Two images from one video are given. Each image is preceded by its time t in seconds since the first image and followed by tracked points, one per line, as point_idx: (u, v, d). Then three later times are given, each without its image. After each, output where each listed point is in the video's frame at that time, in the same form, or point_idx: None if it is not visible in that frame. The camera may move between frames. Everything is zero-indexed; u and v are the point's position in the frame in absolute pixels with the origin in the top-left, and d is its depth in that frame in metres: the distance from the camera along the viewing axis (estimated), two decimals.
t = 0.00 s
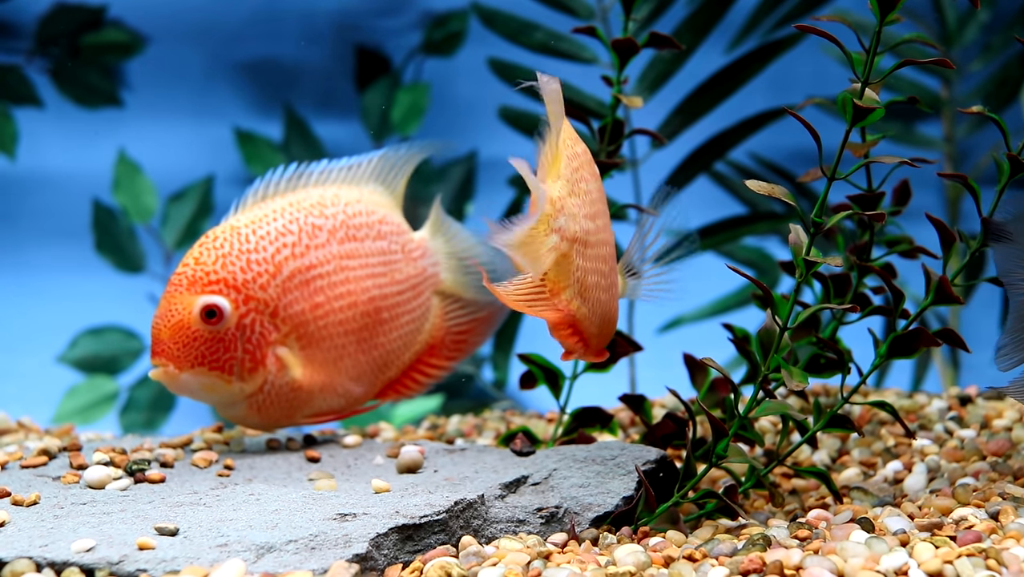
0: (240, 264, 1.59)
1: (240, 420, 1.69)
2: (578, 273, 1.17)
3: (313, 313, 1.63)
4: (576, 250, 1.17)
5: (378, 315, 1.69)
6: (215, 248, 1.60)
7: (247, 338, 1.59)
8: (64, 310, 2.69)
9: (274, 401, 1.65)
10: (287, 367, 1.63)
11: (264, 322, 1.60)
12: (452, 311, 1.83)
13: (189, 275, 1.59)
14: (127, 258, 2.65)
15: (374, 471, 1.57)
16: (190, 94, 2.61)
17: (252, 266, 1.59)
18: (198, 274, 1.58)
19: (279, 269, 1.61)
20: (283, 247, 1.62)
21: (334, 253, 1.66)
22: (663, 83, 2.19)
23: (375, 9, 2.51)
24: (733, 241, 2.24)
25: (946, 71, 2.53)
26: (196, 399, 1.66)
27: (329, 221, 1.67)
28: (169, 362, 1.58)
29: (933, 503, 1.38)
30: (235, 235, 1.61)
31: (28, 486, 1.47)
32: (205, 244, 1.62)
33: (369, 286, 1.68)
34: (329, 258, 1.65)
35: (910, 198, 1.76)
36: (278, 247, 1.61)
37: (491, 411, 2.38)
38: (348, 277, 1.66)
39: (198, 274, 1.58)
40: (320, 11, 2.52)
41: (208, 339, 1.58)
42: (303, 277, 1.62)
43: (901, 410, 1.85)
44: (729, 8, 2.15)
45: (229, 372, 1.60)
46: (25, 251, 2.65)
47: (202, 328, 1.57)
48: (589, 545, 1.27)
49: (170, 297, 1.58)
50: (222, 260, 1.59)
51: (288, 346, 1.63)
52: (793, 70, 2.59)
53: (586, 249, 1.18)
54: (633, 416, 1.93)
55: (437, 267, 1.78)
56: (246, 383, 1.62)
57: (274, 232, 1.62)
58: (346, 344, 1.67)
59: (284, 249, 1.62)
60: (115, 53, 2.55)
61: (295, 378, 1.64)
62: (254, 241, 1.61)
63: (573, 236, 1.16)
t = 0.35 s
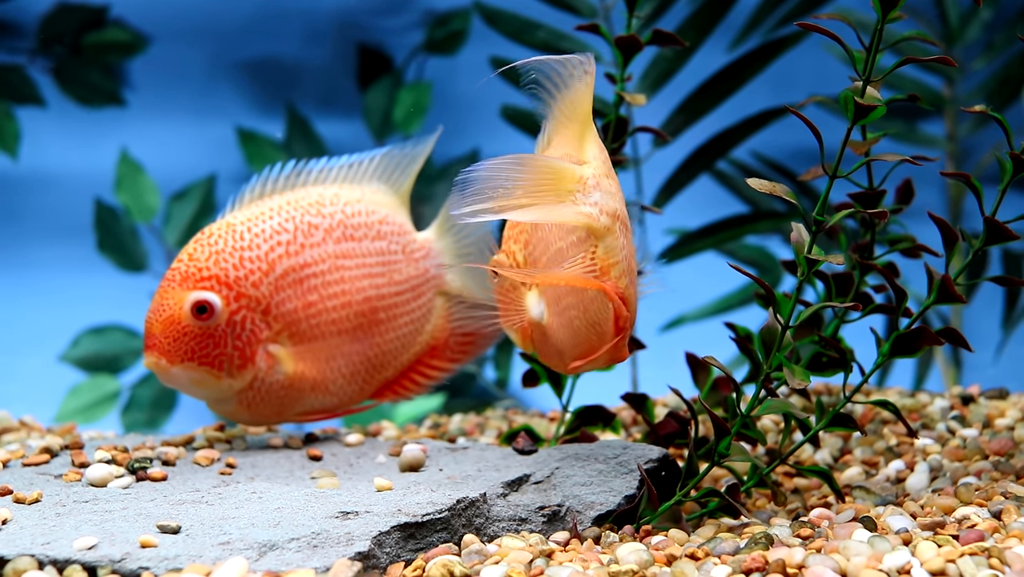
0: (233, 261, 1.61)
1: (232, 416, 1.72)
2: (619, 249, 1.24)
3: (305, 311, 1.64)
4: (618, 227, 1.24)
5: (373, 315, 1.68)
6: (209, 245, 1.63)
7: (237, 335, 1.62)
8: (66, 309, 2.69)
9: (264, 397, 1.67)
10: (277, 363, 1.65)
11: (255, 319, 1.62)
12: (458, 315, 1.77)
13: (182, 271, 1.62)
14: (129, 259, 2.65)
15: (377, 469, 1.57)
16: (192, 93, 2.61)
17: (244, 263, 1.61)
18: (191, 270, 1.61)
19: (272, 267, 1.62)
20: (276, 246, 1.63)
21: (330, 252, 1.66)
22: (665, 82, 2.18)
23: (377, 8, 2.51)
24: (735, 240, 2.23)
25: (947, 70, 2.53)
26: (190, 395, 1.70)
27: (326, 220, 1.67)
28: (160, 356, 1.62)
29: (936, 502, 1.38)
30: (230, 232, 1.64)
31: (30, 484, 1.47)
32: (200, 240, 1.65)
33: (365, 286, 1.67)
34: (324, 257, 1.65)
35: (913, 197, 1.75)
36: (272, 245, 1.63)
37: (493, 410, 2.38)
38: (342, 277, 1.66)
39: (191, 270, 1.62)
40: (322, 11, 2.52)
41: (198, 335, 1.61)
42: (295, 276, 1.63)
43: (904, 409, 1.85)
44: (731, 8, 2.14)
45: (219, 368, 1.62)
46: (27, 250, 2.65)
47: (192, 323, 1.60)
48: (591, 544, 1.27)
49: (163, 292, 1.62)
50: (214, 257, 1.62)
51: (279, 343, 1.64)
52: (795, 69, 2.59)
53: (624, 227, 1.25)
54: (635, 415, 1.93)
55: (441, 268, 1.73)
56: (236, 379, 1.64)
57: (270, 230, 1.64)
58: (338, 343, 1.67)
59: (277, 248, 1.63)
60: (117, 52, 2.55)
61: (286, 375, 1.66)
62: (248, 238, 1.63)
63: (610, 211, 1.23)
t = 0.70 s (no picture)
0: (228, 261, 1.61)
1: (226, 415, 1.72)
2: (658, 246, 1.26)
3: (300, 311, 1.63)
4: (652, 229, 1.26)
5: (369, 316, 1.67)
6: (204, 244, 1.63)
7: (232, 334, 1.62)
8: (70, 310, 2.70)
9: (258, 396, 1.67)
10: (271, 363, 1.65)
11: (250, 318, 1.62)
12: (461, 314, 1.79)
13: (177, 270, 1.62)
14: (132, 260, 2.66)
15: (380, 471, 1.57)
16: (195, 94, 2.60)
17: (239, 263, 1.61)
18: (186, 269, 1.61)
19: (266, 267, 1.62)
20: (272, 246, 1.63)
21: (325, 253, 1.66)
22: (668, 84, 2.18)
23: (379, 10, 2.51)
24: (738, 243, 2.23)
25: (950, 72, 2.53)
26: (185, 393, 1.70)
27: (322, 221, 1.67)
28: (155, 353, 1.62)
29: (939, 505, 1.38)
30: (226, 232, 1.64)
31: (34, 487, 1.47)
32: (195, 240, 1.65)
33: (361, 286, 1.67)
34: (319, 257, 1.65)
35: (916, 199, 1.75)
36: (267, 245, 1.63)
37: (496, 411, 2.38)
38: (338, 277, 1.65)
39: (186, 269, 1.61)
40: (324, 12, 2.53)
41: (192, 333, 1.61)
42: (290, 275, 1.63)
43: (907, 412, 1.85)
44: (734, 9, 2.14)
45: (213, 367, 1.62)
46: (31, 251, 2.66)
47: (186, 322, 1.60)
48: (596, 546, 1.28)
49: (159, 290, 1.62)
50: (209, 256, 1.61)
51: (273, 343, 1.64)
52: (798, 71, 2.59)
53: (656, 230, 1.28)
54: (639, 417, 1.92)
55: (440, 270, 1.74)
56: (229, 378, 1.64)
57: (266, 230, 1.64)
58: (333, 343, 1.66)
59: (272, 248, 1.63)
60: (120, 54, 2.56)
61: (279, 374, 1.65)
62: (244, 238, 1.63)
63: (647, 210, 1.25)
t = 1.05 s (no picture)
0: (220, 258, 1.62)
1: (219, 408, 1.74)
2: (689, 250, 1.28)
3: (291, 309, 1.64)
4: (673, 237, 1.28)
5: (362, 313, 1.67)
6: (198, 241, 1.64)
7: (224, 330, 1.63)
8: (72, 309, 2.70)
9: (250, 390, 1.68)
10: (263, 359, 1.66)
11: (241, 315, 1.63)
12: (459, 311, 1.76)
13: (171, 266, 1.63)
14: (136, 260, 2.64)
15: (383, 470, 1.57)
16: (199, 94, 2.61)
17: (231, 260, 1.62)
18: (179, 266, 1.62)
19: (258, 264, 1.63)
20: (264, 243, 1.64)
21: (318, 250, 1.66)
22: (670, 85, 2.19)
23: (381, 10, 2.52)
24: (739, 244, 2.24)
25: (951, 74, 2.54)
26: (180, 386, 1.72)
27: (315, 219, 1.67)
28: (149, 348, 1.64)
29: (941, 505, 1.38)
30: (220, 229, 1.64)
31: (37, 484, 1.47)
32: (189, 237, 1.66)
33: (353, 284, 1.66)
34: (312, 255, 1.65)
35: (918, 200, 1.76)
36: (260, 243, 1.63)
37: (498, 411, 2.38)
38: (330, 275, 1.65)
39: (179, 266, 1.62)
40: (327, 13, 2.53)
41: (185, 329, 1.62)
42: (283, 273, 1.64)
43: (909, 412, 1.85)
44: (736, 11, 2.15)
45: (205, 362, 1.64)
46: (34, 250, 2.66)
47: (179, 318, 1.61)
48: (598, 545, 1.28)
49: (153, 285, 1.63)
50: (202, 254, 1.62)
51: (265, 339, 1.65)
52: (800, 73, 2.61)
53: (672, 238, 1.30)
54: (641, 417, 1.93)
55: (437, 268, 1.72)
56: (221, 373, 1.65)
57: (259, 227, 1.64)
58: (324, 340, 1.67)
59: (265, 245, 1.63)
60: (123, 53, 2.57)
61: (271, 370, 1.67)
62: (237, 235, 1.63)
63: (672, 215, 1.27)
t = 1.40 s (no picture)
0: (215, 254, 1.62)
1: (216, 403, 1.74)
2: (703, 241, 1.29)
3: (286, 304, 1.64)
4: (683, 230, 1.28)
5: (357, 308, 1.67)
6: (193, 238, 1.65)
7: (219, 325, 1.63)
8: (74, 308, 2.70)
9: (245, 385, 1.68)
10: (258, 353, 1.66)
11: (235, 311, 1.63)
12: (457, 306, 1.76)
13: (167, 262, 1.64)
14: (137, 258, 2.62)
15: (387, 467, 1.57)
16: (202, 92, 2.62)
17: (225, 257, 1.62)
18: (175, 262, 1.63)
19: (252, 260, 1.63)
20: (259, 239, 1.64)
21: (313, 246, 1.65)
22: (673, 82, 2.18)
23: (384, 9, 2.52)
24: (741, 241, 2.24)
25: (953, 71, 2.54)
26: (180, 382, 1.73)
27: (310, 214, 1.67)
28: (146, 343, 1.66)
29: (945, 501, 1.38)
30: (215, 225, 1.65)
31: (41, 482, 1.48)
32: (185, 233, 1.67)
33: (348, 279, 1.66)
34: (306, 251, 1.65)
35: (922, 197, 1.76)
36: (254, 239, 1.63)
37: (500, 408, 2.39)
38: (325, 270, 1.65)
39: (175, 262, 1.63)
40: (329, 11, 2.53)
41: (181, 325, 1.63)
42: (278, 269, 1.64)
43: (912, 409, 1.85)
44: (739, 8, 2.15)
45: (201, 357, 1.64)
46: (36, 249, 2.66)
47: (174, 313, 1.62)
48: (603, 541, 1.28)
49: (150, 281, 1.64)
50: (197, 250, 1.63)
51: (260, 334, 1.65)
52: (802, 71, 2.61)
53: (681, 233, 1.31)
54: (644, 414, 1.93)
55: (435, 262, 1.71)
56: (217, 368, 1.66)
57: (253, 223, 1.64)
58: (319, 335, 1.67)
59: (259, 241, 1.64)
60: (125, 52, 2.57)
61: (266, 365, 1.67)
62: (231, 232, 1.64)
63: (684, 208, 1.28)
